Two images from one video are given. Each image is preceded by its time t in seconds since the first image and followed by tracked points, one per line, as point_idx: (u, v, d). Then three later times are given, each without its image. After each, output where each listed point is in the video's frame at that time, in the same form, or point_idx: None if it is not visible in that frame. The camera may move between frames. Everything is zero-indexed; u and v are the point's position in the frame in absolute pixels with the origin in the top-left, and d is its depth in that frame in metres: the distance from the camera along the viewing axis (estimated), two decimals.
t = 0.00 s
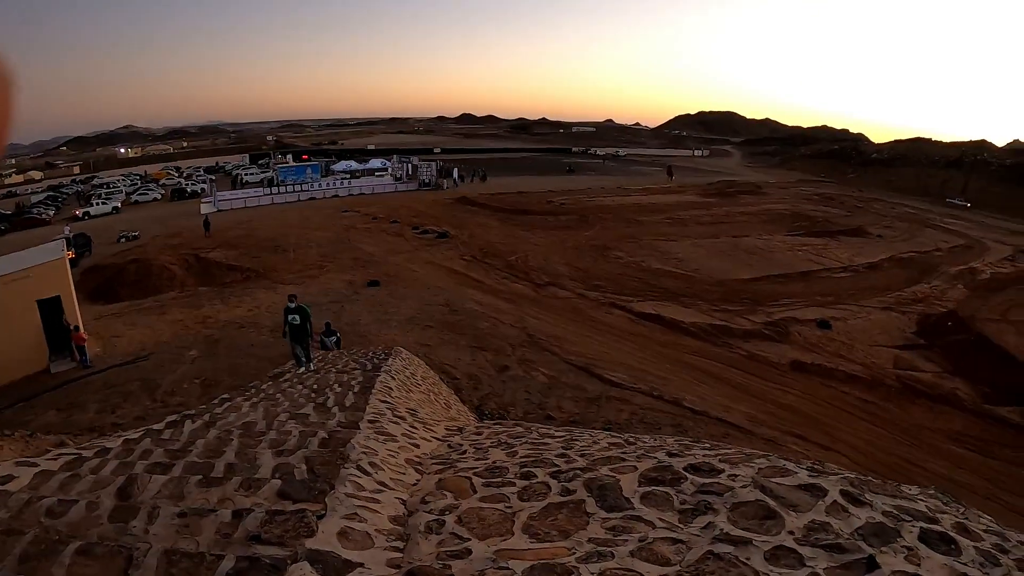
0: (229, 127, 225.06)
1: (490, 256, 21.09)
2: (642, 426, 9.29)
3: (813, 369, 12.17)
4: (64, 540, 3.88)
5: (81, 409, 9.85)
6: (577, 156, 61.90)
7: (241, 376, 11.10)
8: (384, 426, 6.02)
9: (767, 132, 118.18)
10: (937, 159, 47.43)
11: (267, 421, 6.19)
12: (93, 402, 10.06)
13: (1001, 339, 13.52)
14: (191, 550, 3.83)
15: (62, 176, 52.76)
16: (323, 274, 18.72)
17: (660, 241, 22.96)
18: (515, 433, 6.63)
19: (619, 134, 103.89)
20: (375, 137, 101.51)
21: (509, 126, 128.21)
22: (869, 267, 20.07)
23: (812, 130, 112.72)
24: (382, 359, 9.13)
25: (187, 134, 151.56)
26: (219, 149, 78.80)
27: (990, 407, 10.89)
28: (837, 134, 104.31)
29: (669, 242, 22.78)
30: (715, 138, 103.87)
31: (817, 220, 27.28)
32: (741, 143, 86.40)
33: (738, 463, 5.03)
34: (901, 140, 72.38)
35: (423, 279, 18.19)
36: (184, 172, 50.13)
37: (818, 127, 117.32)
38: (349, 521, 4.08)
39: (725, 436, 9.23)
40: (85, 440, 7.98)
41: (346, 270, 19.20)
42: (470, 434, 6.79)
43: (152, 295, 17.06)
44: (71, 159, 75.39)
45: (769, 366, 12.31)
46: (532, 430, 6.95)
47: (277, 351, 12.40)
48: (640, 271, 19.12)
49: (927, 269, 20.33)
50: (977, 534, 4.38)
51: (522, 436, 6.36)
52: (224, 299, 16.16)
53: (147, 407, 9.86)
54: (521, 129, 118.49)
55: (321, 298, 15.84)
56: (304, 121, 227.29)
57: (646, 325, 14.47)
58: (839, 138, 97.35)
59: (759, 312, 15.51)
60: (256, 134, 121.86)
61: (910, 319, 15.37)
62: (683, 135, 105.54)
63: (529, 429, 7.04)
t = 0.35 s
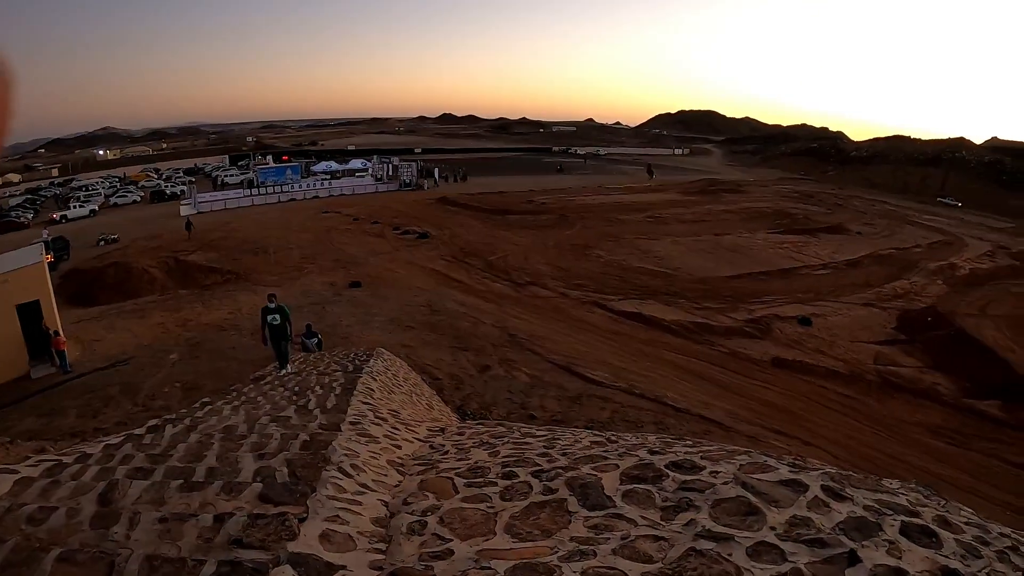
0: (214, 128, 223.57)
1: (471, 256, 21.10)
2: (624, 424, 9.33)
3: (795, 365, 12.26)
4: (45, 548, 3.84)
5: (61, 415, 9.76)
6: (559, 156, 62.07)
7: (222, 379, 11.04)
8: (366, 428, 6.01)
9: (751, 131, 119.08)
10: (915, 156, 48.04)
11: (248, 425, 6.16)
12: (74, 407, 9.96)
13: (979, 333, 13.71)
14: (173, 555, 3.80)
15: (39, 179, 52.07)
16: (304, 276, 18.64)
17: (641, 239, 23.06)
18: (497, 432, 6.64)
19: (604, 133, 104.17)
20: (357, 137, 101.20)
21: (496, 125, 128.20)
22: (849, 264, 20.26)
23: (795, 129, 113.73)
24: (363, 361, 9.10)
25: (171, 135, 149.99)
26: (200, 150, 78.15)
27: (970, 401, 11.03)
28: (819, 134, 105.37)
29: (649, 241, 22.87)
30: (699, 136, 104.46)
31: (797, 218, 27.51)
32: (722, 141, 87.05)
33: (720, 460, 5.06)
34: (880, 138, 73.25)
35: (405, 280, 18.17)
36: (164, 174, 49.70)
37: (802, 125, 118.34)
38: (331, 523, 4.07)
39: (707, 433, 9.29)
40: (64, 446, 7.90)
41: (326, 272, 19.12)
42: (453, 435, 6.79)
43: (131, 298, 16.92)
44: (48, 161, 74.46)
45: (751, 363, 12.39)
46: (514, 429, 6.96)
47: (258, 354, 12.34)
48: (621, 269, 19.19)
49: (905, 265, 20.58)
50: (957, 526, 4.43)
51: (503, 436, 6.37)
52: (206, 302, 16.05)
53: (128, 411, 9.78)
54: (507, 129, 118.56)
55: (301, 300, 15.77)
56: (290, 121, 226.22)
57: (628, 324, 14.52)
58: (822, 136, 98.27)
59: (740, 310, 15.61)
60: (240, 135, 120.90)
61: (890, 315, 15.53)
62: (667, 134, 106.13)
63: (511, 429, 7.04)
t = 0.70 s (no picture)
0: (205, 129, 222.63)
1: (460, 257, 21.11)
2: (614, 424, 9.35)
3: (784, 364, 12.32)
4: (35, 553, 3.83)
5: (50, 420, 9.71)
6: (549, 156, 62.11)
7: (212, 382, 11.01)
8: (355, 430, 6.01)
9: (743, 130, 119.58)
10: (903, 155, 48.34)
11: (237, 428, 6.15)
12: (63, 412, 9.92)
13: (967, 330, 13.80)
14: (163, 559, 3.80)
15: (26, 182, 51.66)
16: (293, 278, 18.60)
17: (630, 239, 23.11)
18: (487, 433, 6.66)
19: (595, 133, 104.37)
20: (346, 138, 100.93)
21: (489, 126, 128.19)
22: (838, 262, 20.37)
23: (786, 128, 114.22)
24: (352, 363, 9.09)
25: (162, 137, 149.35)
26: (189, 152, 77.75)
27: (959, 397, 11.11)
28: (810, 132, 105.97)
29: (638, 240, 22.93)
30: (690, 136, 104.79)
31: (786, 217, 27.64)
32: (711, 141, 87.30)
33: (709, 458, 5.08)
34: (869, 138, 73.68)
35: (395, 281, 18.16)
36: (153, 176, 49.46)
37: (793, 123, 118.89)
38: (321, 526, 4.07)
39: (697, 432, 9.32)
40: (51, 452, 7.86)
41: (316, 273, 19.09)
42: (442, 436, 6.79)
43: (120, 302, 16.84)
44: (34, 164, 73.93)
45: (741, 362, 12.44)
46: (504, 430, 6.96)
47: (248, 356, 12.31)
48: (610, 269, 19.23)
49: (894, 263, 20.71)
50: (946, 522, 4.46)
51: (493, 437, 6.38)
52: (195, 304, 16.00)
53: (116, 416, 9.73)
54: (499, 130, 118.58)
55: (291, 302, 15.74)
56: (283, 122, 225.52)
57: (618, 323, 14.56)
58: (812, 135, 98.84)
59: (730, 309, 15.67)
60: (231, 137, 120.38)
61: (879, 313, 15.62)
62: (659, 134, 106.32)
63: (501, 430, 7.04)
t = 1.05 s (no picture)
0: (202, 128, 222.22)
1: (457, 256, 21.10)
2: (611, 423, 9.37)
3: (781, 363, 12.35)
4: (32, 553, 3.83)
5: (46, 420, 9.69)
6: (546, 155, 62.12)
7: (208, 382, 11.00)
8: (353, 429, 6.02)
9: (740, 130, 119.73)
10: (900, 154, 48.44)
11: (234, 427, 6.15)
12: (59, 412, 9.90)
13: (963, 330, 13.85)
14: (161, 558, 3.80)
15: (22, 181, 51.52)
16: (290, 277, 18.57)
17: (626, 239, 23.11)
18: (485, 432, 6.65)
19: (592, 133, 104.39)
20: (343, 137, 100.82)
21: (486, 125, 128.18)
22: (834, 262, 20.41)
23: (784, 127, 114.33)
24: (350, 362, 9.09)
25: (160, 135, 148.96)
26: (186, 151, 77.65)
27: (954, 396, 11.15)
28: (807, 131, 106.05)
29: (634, 240, 22.94)
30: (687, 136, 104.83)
31: (782, 216, 27.68)
32: (708, 140, 87.31)
33: (706, 457, 5.10)
34: (865, 137, 73.76)
35: (391, 280, 18.16)
36: (149, 175, 49.38)
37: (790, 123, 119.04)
38: (319, 525, 4.08)
39: (694, 431, 9.34)
40: (48, 452, 7.85)
41: (313, 273, 19.08)
42: (440, 435, 6.80)
43: (116, 301, 16.81)
44: (31, 163, 73.73)
45: (737, 361, 12.46)
46: (501, 429, 6.97)
47: (245, 356, 12.30)
48: (607, 268, 19.24)
49: (889, 263, 20.76)
50: (942, 520, 4.48)
51: (490, 436, 6.38)
52: (192, 304, 15.98)
53: (113, 415, 9.73)
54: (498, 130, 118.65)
55: (288, 301, 15.74)
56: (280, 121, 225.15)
57: (615, 323, 14.58)
58: (810, 135, 98.90)
59: (726, 308, 15.70)
60: (228, 136, 120.50)
61: (876, 313, 15.65)
62: (656, 133, 106.31)
63: (498, 429, 7.05)
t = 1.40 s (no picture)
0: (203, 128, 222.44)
1: (458, 255, 21.10)
2: (611, 422, 9.37)
3: (781, 362, 12.37)
4: (33, 550, 3.84)
5: (47, 418, 9.70)
6: (548, 155, 62.08)
7: (209, 381, 11.01)
8: (354, 427, 6.03)
9: (742, 130, 119.68)
10: (901, 155, 48.41)
11: (236, 425, 6.16)
12: (60, 410, 9.92)
13: (964, 330, 13.83)
14: (163, 556, 3.81)
15: (23, 180, 51.58)
16: (291, 276, 18.57)
17: (627, 238, 23.10)
18: (486, 431, 6.66)
19: (592, 132, 104.27)
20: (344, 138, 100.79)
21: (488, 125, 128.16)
22: (835, 262, 20.40)
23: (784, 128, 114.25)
24: (351, 361, 9.10)
25: (163, 134, 149.12)
26: (188, 150, 77.68)
27: (954, 397, 11.15)
28: (808, 132, 106.00)
29: (636, 239, 22.94)
30: (688, 136, 104.77)
31: (783, 216, 27.65)
32: (709, 141, 87.24)
33: (707, 457, 5.10)
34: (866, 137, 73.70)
35: (392, 279, 18.17)
36: (151, 174, 49.43)
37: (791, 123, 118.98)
38: (321, 523, 4.09)
39: (695, 430, 9.34)
40: (49, 450, 7.87)
41: (314, 272, 19.09)
42: (441, 434, 6.80)
43: (117, 300, 16.82)
44: (32, 162, 73.77)
45: (738, 361, 12.46)
46: (502, 428, 6.98)
47: (246, 355, 12.31)
48: (608, 268, 19.22)
49: (890, 263, 20.74)
50: (943, 520, 4.48)
51: (492, 435, 6.39)
52: (193, 303, 15.99)
53: (113, 414, 9.74)
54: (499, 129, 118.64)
55: (289, 300, 15.76)
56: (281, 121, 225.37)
57: (616, 322, 14.58)
58: (812, 135, 98.94)
59: (727, 308, 15.70)
60: (228, 135, 120.58)
61: (877, 313, 15.64)
62: (656, 133, 106.19)
63: (500, 428, 7.06)
